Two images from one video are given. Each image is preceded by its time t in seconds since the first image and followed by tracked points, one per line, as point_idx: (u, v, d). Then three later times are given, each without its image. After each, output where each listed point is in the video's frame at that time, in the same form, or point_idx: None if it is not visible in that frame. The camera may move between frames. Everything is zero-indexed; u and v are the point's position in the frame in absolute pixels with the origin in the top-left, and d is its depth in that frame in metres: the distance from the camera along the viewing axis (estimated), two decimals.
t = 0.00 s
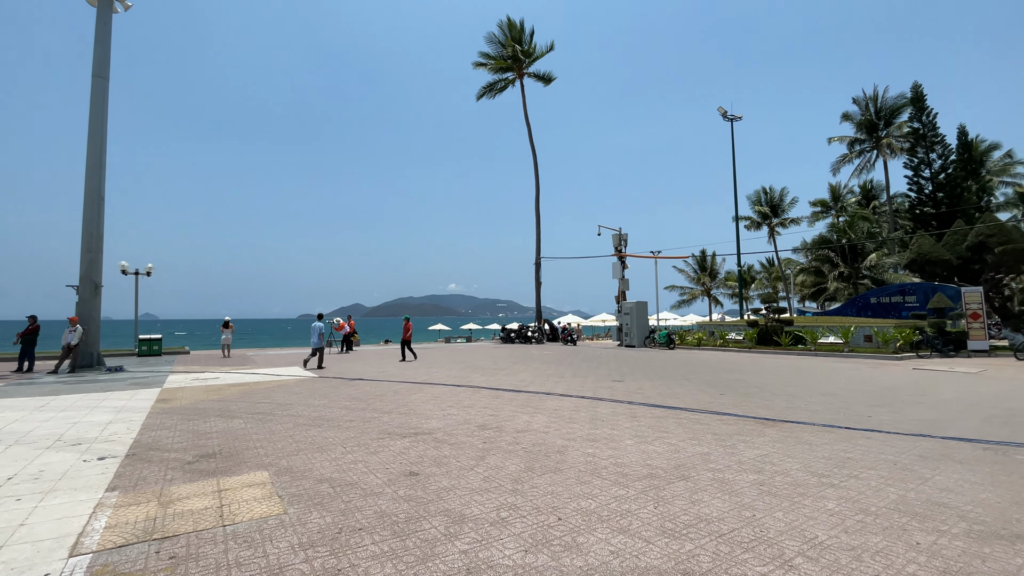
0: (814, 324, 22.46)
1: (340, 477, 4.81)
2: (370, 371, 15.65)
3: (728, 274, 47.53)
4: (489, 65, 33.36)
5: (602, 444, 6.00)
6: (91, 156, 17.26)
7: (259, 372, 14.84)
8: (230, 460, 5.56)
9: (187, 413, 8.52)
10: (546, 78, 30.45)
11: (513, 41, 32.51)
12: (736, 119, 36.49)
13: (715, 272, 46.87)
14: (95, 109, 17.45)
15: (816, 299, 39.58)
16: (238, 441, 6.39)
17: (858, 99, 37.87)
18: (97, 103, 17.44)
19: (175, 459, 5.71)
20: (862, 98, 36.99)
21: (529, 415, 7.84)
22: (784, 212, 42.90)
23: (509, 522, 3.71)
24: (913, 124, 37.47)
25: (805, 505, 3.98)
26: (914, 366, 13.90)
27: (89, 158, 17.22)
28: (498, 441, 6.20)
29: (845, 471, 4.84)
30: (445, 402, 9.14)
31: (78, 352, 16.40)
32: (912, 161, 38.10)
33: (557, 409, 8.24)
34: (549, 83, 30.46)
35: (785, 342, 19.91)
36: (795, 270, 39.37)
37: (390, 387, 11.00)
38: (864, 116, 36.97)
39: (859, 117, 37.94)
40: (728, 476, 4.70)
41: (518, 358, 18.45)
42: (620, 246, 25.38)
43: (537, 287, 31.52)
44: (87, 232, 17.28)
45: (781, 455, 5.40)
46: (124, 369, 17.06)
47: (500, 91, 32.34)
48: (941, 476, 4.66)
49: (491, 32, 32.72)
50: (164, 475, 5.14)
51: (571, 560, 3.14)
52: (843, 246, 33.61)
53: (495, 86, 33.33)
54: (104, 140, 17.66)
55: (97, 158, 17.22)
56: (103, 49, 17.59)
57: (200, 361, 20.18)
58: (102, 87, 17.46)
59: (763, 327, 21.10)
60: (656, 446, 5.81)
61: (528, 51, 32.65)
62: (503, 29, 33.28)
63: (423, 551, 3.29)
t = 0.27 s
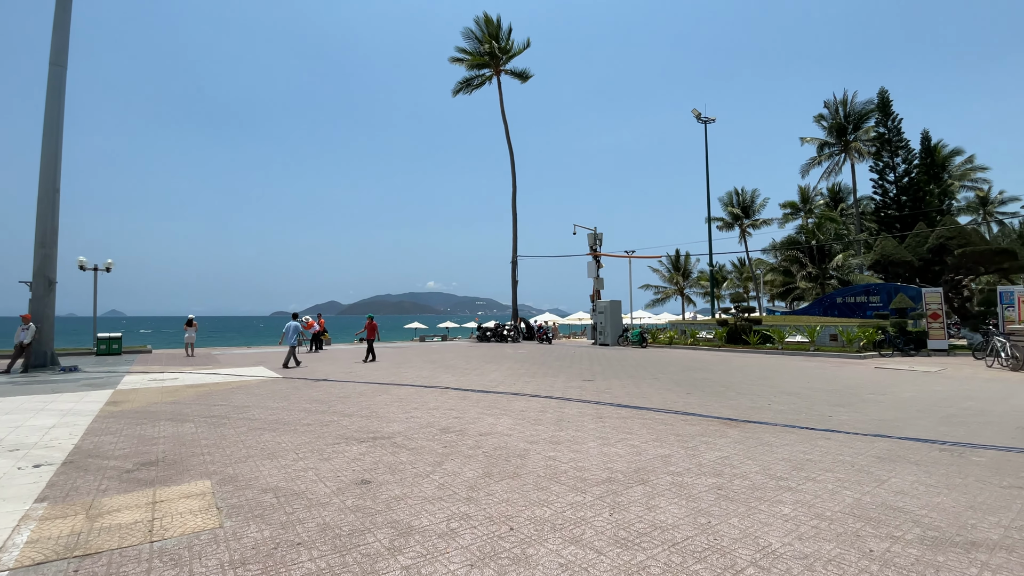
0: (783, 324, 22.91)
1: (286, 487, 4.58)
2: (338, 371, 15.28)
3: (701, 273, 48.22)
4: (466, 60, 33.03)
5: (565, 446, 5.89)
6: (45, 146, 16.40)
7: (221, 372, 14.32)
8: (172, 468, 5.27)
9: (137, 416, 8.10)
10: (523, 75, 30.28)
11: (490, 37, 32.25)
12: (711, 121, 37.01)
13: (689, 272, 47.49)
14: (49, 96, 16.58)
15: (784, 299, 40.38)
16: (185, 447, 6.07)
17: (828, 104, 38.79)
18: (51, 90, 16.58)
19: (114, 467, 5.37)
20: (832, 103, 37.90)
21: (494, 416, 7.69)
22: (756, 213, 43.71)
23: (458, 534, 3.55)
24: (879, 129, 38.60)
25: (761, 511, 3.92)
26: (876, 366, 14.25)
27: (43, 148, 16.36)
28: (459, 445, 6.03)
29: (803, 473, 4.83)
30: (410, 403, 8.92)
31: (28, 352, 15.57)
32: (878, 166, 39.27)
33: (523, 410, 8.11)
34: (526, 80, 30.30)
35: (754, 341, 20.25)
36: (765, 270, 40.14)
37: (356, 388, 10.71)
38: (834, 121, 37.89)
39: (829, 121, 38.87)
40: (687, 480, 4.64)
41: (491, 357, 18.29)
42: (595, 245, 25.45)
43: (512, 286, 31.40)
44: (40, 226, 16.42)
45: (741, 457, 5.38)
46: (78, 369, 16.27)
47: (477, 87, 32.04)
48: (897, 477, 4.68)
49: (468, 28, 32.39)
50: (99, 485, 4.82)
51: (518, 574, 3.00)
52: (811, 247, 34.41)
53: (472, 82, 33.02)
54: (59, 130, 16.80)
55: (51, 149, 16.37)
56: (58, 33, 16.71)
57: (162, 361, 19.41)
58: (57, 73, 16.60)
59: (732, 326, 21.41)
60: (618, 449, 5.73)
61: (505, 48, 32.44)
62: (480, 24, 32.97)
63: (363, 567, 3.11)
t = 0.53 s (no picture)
0: (755, 322, 23.27)
1: (232, 490, 4.36)
2: (308, 369, 14.92)
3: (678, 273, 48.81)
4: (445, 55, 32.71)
5: (529, 445, 5.79)
6: None
7: (184, 371, 13.83)
8: (114, 471, 4.99)
9: (87, 417, 7.72)
10: (502, 72, 30.11)
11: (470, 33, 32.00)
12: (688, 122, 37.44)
13: (666, 271, 48.00)
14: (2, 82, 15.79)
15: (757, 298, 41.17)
16: (131, 449, 5.77)
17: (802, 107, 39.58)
18: (4, 76, 15.79)
19: (50, 471, 5.06)
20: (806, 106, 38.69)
21: (460, 415, 7.55)
22: (731, 214, 44.43)
23: (406, 538, 3.41)
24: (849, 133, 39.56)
25: (718, 509, 3.88)
26: (842, 363, 14.55)
27: None
28: (421, 445, 5.88)
29: (763, 470, 4.82)
30: (376, 402, 8.72)
31: None
32: (848, 168, 40.27)
33: (491, 409, 7.99)
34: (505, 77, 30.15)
35: (727, 339, 20.52)
36: (740, 269, 40.82)
37: (323, 387, 10.44)
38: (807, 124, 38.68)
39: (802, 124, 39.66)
40: (647, 479, 4.58)
41: (466, 356, 18.13)
42: (572, 243, 25.47)
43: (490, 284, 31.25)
44: None
45: (704, 454, 5.36)
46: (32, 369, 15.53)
47: (456, 83, 31.76)
48: (854, 473, 4.70)
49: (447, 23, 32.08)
50: (31, 490, 4.52)
51: None
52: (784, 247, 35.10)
53: (451, 77, 32.73)
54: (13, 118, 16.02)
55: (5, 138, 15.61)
56: (12, 16, 15.91)
57: (124, 360, 18.70)
58: (11, 58, 15.82)
59: (706, 324, 21.66)
60: (582, 447, 5.65)
61: (485, 44, 32.23)
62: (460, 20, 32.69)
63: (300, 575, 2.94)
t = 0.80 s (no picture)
0: (730, 322, 23.56)
1: (174, 499, 4.16)
2: (278, 369, 14.57)
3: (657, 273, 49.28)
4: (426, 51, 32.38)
5: (492, 448, 5.68)
6: None
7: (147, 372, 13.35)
8: (50, 479, 4.73)
9: (33, 420, 7.35)
10: (484, 69, 29.91)
11: (451, 29, 31.73)
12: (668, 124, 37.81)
13: (646, 271, 48.40)
14: None
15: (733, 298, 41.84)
16: (73, 455, 5.48)
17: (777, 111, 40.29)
18: None
19: None
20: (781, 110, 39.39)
21: (427, 417, 7.39)
22: (709, 215, 45.03)
23: (349, 548, 3.27)
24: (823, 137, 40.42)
25: (674, 512, 3.82)
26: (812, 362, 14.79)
27: None
28: (381, 448, 5.72)
29: (724, 472, 4.80)
30: (343, 403, 8.52)
31: None
32: (821, 172, 41.16)
33: (459, 410, 7.85)
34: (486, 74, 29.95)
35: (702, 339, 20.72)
36: (717, 270, 41.40)
37: (290, 388, 10.17)
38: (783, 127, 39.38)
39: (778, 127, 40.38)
40: (607, 481, 4.51)
41: (442, 355, 17.94)
42: (552, 243, 25.45)
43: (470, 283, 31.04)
44: None
45: (667, 455, 5.32)
46: None
47: (437, 79, 31.46)
48: (812, 474, 4.71)
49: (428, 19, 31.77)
50: None
51: None
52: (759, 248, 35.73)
53: (432, 74, 32.39)
54: None
55: None
56: None
57: (86, 359, 18.01)
58: None
59: (681, 324, 21.84)
60: (546, 449, 5.56)
61: (466, 41, 31.99)
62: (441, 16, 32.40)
63: None
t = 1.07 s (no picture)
0: (707, 322, 23.79)
1: (109, 508, 3.91)
2: (247, 370, 14.15)
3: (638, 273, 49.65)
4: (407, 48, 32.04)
5: (456, 451, 5.53)
6: None
7: (107, 372, 12.82)
8: None
9: None
10: (465, 67, 29.71)
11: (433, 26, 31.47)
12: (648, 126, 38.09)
13: (626, 272, 48.72)
14: None
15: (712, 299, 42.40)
16: (8, 462, 5.15)
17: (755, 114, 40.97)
18: None
19: None
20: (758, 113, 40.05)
21: (393, 419, 7.20)
22: (688, 216, 45.55)
23: (290, 560, 3.09)
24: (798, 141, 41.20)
25: (634, 517, 3.73)
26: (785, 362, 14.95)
27: None
28: (341, 452, 5.52)
29: (687, 473, 4.73)
30: (308, 405, 8.27)
31: None
32: (797, 175, 41.96)
33: (428, 411, 7.67)
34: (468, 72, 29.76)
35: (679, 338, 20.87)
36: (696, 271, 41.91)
37: (255, 389, 9.86)
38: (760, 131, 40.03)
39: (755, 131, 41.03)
40: (569, 484, 4.40)
41: (419, 355, 17.69)
42: (532, 242, 25.37)
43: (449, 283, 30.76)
44: None
45: (633, 457, 5.24)
46: None
47: (418, 76, 31.15)
48: (776, 475, 4.68)
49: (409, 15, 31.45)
50: None
51: None
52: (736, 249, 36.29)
53: (413, 70, 32.04)
54: None
55: None
56: None
57: (45, 360, 17.29)
58: None
59: (659, 323, 21.96)
60: (510, 452, 5.43)
61: (448, 38, 31.75)
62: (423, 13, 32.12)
63: None
